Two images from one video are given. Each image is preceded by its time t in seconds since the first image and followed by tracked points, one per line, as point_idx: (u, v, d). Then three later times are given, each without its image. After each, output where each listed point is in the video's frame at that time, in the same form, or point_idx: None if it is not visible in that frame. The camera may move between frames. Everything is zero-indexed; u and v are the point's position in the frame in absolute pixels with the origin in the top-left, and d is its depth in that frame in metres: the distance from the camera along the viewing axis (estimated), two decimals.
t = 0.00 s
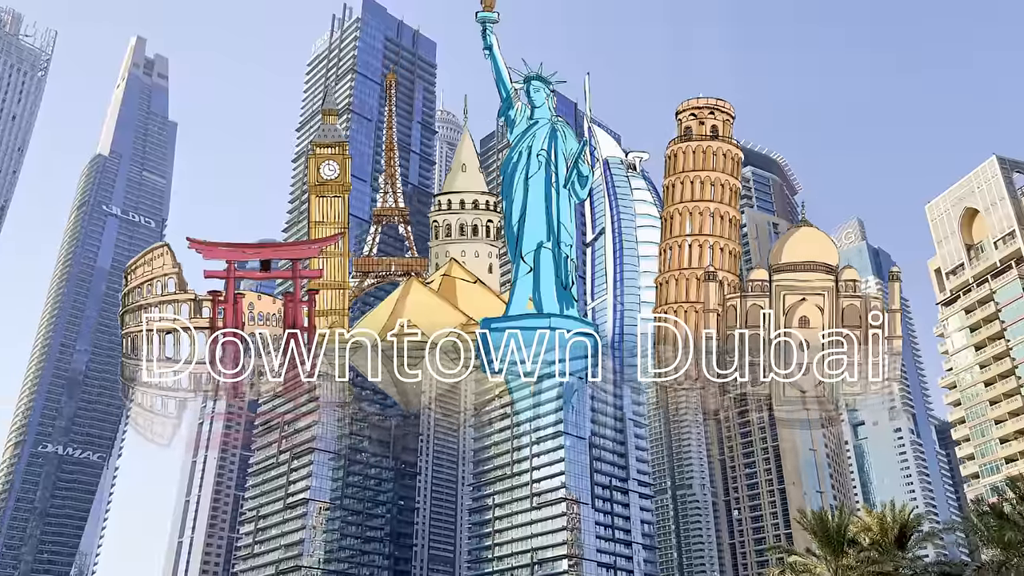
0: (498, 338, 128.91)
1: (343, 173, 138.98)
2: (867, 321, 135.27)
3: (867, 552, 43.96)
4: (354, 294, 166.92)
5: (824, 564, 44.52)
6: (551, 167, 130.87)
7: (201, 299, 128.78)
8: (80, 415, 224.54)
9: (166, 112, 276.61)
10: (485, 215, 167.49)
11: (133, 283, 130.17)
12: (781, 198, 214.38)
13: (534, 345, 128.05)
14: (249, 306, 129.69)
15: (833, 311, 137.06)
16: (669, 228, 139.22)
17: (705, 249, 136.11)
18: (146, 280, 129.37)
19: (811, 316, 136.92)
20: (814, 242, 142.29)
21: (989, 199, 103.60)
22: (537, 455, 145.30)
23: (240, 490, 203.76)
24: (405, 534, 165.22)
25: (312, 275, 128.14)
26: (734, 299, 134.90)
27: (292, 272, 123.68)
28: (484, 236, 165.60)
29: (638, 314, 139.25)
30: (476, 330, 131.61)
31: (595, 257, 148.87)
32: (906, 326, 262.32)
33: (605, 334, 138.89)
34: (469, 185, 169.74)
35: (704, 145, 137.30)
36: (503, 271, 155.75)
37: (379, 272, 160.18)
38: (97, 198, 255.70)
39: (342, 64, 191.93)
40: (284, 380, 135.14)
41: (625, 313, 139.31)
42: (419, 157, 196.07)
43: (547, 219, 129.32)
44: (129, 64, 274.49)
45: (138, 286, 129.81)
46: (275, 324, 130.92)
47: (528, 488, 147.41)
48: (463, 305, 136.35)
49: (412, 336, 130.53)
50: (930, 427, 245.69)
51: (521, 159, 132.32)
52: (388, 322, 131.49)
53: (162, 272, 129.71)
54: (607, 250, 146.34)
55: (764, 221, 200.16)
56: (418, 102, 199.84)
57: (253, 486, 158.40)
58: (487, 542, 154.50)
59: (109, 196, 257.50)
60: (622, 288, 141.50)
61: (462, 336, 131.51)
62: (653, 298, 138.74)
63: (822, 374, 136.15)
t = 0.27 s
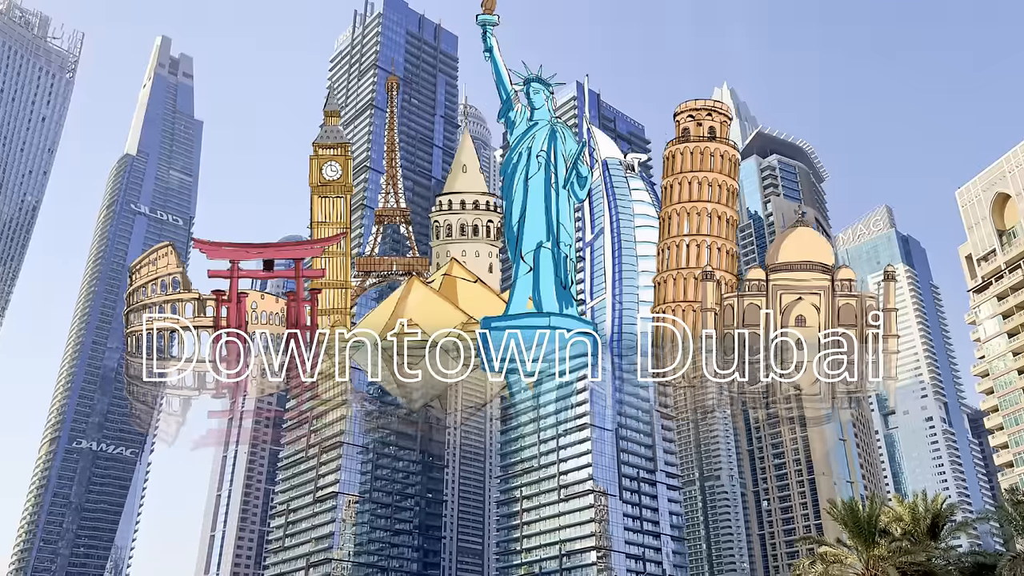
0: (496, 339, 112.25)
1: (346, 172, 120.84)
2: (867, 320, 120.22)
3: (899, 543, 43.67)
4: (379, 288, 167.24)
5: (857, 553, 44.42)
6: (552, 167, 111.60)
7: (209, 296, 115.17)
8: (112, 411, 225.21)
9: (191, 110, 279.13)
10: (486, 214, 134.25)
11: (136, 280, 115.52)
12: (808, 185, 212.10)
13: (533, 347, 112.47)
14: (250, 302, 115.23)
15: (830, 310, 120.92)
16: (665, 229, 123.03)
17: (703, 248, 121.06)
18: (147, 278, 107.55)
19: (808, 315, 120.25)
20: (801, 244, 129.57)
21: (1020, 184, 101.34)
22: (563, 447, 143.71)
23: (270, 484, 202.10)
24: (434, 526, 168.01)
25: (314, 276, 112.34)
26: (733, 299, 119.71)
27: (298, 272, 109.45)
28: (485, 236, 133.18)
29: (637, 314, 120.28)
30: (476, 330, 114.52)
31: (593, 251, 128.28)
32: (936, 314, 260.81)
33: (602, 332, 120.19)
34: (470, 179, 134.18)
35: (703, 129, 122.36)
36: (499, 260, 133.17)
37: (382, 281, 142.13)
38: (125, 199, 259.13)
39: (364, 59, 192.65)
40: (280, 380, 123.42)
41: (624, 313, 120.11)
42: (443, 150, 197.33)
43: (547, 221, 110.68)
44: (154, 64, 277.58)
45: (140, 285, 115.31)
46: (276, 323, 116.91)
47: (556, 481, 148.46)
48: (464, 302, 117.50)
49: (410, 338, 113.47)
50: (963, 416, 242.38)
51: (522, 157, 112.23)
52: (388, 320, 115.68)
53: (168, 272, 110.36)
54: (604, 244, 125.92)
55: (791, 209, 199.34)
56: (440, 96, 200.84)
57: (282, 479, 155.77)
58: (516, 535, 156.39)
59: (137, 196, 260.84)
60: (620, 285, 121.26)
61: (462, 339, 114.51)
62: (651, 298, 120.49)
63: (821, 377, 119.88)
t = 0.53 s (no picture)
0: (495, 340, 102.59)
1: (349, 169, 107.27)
2: (866, 317, 111.71)
3: (928, 530, 43.39)
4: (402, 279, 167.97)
5: (885, 541, 44.23)
6: (552, 168, 100.61)
7: (208, 292, 102.99)
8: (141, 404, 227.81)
9: (214, 105, 281.20)
10: (486, 213, 113.93)
11: (138, 282, 106.61)
12: (833, 170, 209.68)
13: (533, 347, 103.67)
14: (252, 300, 103.47)
15: (825, 309, 112.23)
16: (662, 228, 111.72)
17: (702, 247, 110.54)
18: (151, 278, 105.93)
19: (804, 313, 111.44)
20: (799, 243, 119.96)
21: None
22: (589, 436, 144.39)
23: (298, 475, 202.08)
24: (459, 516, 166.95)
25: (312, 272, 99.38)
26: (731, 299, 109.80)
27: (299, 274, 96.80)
28: (485, 235, 113.09)
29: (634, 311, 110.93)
30: (477, 329, 105.20)
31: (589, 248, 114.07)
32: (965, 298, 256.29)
33: (600, 331, 109.76)
34: (471, 178, 117.95)
35: (698, 129, 110.52)
36: (499, 258, 112.52)
37: (369, 272, 117.41)
38: (150, 194, 261.51)
39: (384, 51, 192.92)
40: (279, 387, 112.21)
41: (622, 312, 110.18)
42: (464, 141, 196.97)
43: (546, 221, 100.17)
44: (177, 60, 280.06)
45: (143, 285, 106.02)
46: (278, 322, 104.52)
47: (580, 470, 146.73)
48: (464, 300, 106.52)
49: (411, 339, 105.25)
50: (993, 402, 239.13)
51: (521, 159, 101.01)
52: (388, 319, 106.03)
53: (174, 271, 106.89)
54: (601, 243, 110.36)
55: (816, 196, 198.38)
56: (461, 88, 200.41)
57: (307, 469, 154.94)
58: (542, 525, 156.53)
59: (162, 190, 263.50)
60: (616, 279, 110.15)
61: (462, 337, 105.30)
62: (648, 297, 110.34)
63: (821, 378, 112.38)
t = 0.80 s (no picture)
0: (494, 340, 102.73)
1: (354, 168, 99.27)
2: (863, 316, 109.22)
3: (953, 515, 43.05)
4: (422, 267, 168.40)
5: (910, 526, 43.96)
6: (552, 168, 99.82)
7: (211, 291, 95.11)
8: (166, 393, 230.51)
9: (234, 96, 282.52)
10: (486, 213, 116.31)
11: (142, 282, 100.94)
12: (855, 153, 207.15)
13: (533, 347, 102.21)
14: (254, 298, 92.76)
15: (822, 308, 109.45)
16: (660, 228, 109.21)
17: (699, 247, 107.83)
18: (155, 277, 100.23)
19: (801, 313, 108.63)
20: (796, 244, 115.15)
21: None
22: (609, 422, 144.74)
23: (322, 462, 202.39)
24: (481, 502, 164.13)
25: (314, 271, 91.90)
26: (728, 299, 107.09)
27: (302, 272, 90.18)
28: (486, 235, 115.68)
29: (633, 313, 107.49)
30: (478, 328, 105.70)
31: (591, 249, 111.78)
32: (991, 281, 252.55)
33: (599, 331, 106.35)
34: (473, 179, 117.05)
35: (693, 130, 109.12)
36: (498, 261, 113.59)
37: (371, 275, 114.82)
38: (172, 183, 264.24)
39: (402, 39, 192.76)
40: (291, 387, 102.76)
41: (621, 311, 106.22)
42: (483, 128, 195.79)
43: (546, 219, 99.13)
44: (196, 51, 281.46)
45: (147, 284, 100.39)
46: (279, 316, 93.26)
47: (601, 457, 148.50)
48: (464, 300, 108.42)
49: (411, 338, 105.28)
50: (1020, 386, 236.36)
51: (520, 159, 100.33)
52: (390, 318, 107.66)
53: (179, 270, 100.77)
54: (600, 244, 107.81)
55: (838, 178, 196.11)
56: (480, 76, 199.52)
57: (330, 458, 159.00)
58: (564, 511, 156.49)
59: (184, 181, 265.68)
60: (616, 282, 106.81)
61: (462, 337, 106.29)
62: (646, 296, 107.59)
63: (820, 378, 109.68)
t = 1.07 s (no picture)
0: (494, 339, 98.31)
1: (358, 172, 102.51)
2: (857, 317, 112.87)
3: (975, 498, 42.77)
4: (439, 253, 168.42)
5: (932, 508, 43.57)
6: (552, 169, 95.84)
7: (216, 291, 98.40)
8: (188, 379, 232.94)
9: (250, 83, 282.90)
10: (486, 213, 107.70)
11: (146, 281, 103.53)
12: (876, 134, 204.41)
13: (533, 346, 99.43)
14: (258, 297, 97.67)
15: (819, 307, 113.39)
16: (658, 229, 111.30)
17: (697, 247, 110.02)
18: (159, 277, 102.60)
19: (798, 312, 111.95)
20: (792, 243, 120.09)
21: None
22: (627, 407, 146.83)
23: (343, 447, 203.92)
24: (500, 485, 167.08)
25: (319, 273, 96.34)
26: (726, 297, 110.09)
27: (304, 271, 93.09)
28: (486, 235, 107.66)
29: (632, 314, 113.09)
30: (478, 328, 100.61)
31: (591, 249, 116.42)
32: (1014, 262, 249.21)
33: (597, 330, 113.37)
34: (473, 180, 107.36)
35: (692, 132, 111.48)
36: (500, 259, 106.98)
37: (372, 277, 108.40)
38: (190, 173, 264.41)
39: (417, 24, 191.86)
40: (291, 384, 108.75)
41: (619, 311, 111.99)
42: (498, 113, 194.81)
43: (546, 220, 95.59)
44: (212, 38, 281.57)
45: (151, 283, 102.85)
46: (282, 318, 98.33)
47: (620, 441, 150.83)
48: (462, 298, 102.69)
49: (411, 339, 100.20)
50: None
51: (520, 160, 96.44)
52: (390, 318, 101.83)
53: (182, 269, 102.90)
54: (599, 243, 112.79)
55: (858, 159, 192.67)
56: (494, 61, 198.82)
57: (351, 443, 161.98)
58: (583, 495, 158.20)
59: (202, 168, 266.81)
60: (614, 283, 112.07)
61: (462, 336, 101.23)
62: (645, 296, 111.60)
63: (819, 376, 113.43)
